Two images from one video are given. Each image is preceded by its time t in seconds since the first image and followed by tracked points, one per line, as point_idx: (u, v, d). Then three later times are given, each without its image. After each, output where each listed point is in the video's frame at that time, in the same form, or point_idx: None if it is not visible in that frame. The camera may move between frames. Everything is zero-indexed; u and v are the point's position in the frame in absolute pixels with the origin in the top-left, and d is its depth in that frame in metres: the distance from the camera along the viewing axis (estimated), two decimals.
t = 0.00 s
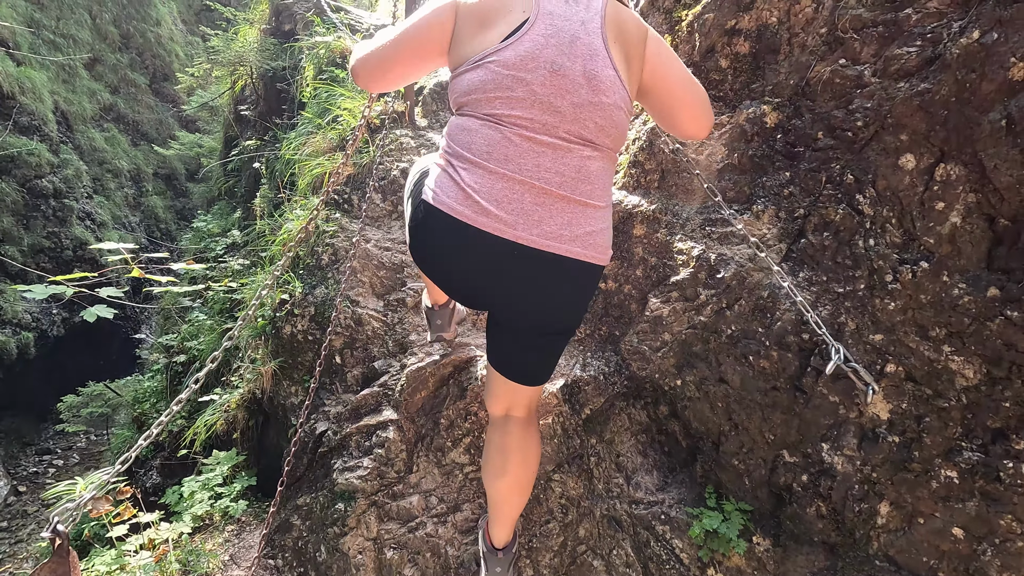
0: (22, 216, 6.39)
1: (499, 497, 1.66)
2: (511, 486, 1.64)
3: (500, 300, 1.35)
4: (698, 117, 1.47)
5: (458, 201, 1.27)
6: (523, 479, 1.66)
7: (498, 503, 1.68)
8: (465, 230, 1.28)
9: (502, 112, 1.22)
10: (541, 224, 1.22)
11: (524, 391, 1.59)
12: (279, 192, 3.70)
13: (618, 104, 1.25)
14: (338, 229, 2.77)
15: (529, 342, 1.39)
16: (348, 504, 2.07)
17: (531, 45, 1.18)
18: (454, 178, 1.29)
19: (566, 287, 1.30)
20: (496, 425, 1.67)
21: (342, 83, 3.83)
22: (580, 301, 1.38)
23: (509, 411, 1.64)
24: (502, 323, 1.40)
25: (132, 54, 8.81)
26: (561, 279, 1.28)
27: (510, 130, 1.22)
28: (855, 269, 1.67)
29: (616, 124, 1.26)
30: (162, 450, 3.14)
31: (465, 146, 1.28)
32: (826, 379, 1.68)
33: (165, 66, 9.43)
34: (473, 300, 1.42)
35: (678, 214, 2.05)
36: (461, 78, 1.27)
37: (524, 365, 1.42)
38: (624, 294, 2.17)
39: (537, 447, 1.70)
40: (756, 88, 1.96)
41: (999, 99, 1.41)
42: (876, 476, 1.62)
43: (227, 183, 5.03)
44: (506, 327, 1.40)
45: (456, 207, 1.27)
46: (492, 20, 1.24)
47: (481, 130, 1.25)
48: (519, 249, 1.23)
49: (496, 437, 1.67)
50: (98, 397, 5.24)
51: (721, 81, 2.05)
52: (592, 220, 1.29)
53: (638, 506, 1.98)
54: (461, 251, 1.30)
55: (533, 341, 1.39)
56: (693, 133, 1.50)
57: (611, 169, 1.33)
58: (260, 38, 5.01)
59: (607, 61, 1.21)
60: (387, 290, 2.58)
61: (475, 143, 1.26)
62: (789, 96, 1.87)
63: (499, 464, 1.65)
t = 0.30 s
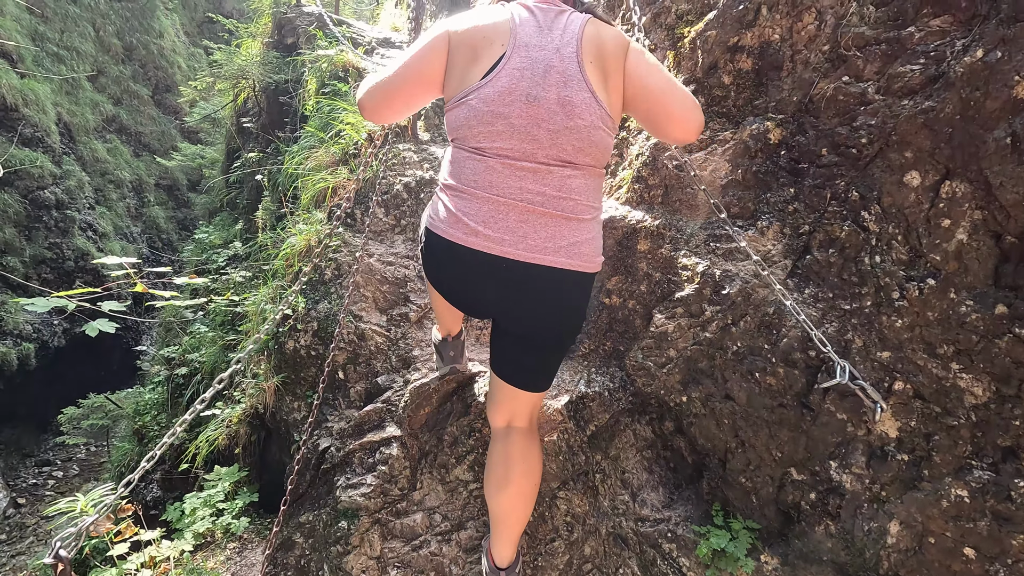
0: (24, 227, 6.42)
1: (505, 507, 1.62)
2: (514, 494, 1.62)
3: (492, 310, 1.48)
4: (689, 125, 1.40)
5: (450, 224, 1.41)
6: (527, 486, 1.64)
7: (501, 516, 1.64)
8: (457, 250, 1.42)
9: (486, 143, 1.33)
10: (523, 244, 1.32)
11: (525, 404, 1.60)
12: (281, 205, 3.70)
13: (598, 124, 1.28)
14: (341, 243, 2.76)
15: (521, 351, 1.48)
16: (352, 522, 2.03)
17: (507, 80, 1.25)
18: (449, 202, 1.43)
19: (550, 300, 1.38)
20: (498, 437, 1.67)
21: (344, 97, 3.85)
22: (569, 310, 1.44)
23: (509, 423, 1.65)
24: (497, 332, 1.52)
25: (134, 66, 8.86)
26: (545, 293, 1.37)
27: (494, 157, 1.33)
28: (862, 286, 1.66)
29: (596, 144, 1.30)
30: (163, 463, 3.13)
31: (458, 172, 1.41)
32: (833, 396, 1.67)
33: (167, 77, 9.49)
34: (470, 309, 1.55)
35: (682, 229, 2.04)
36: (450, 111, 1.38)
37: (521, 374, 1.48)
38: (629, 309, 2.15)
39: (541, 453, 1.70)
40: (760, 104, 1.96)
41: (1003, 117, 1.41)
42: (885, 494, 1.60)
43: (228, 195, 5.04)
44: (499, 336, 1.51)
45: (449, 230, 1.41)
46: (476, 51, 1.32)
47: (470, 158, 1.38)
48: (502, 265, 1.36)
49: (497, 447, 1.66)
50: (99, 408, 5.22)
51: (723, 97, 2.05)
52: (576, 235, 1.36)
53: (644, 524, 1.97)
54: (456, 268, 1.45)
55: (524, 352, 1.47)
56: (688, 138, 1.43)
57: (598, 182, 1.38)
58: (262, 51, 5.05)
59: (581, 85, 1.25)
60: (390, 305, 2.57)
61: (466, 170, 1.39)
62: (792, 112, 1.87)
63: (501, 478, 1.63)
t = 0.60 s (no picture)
0: (24, 238, 6.42)
1: (506, 512, 1.60)
2: (517, 499, 1.60)
3: (488, 307, 1.50)
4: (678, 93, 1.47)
5: (448, 223, 1.45)
6: (530, 487, 1.62)
7: (504, 520, 1.61)
8: (456, 247, 1.45)
9: (483, 146, 1.38)
10: (518, 241, 1.36)
11: (523, 406, 1.58)
12: (282, 216, 3.69)
13: (589, 126, 1.33)
14: (342, 255, 2.75)
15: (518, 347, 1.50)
16: (354, 538, 1.99)
17: (501, 87, 1.30)
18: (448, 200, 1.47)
19: (545, 297, 1.40)
20: (498, 441, 1.65)
21: (346, 108, 3.86)
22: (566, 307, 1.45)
23: (509, 426, 1.63)
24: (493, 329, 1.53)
25: (137, 78, 8.92)
26: (539, 290, 1.39)
27: (489, 159, 1.38)
28: (871, 298, 1.64)
29: (586, 145, 1.35)
30: (162, 476, 3.09)
31: (456, 173, 1.46)
32: (843, 409, 1.64)
33: (169, 89, 9.55)
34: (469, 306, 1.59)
35: (687, 240, 2.02)
36: (447, 115, 1.43)
37: (518, 373, 1.48)
38: (634, 320, 2.13)
39: (541, 454, 1.67)
40: (764, 115, 1.95)
41: (1012, 127, 1.39)
42: (897, 510, 1.56)
43: (229, 206, 5.04)
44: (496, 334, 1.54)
45: (447, 227, 1.45)
46: (470, 58, 1.34)
47: (467, 159, 1.43)
48: (498, 262, 1.39)
49: (499, 450, 1.64)
50: (97, 420, 5.19)
51: (727, 108, 2.04)
52: (569, 232, 1.39)
53: (651, 540, 1.92)
54: (454, 264, 1.48)
55: (522, 349, 1.46)
56: (682, 97, 1.48)
57: (589, 181, 1.43)
58: (265, 63, 5.08)
59: (572, 91, 1.29)
60: (392, 317, 2.55)
61: (463, 170, 1.44)
62: (797, 123, 1.86)
63: (504, 481, 1.61)
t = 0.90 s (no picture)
0: (24, 249, 6.42)
1: (507, 524, 1.57)
2: (519, 511, 1.56)
3: (485, 315, 1.48)
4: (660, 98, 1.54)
5: (445, 230, 1.43)
6: (533, 499, 1.58)
7: (506, 533, 1.58)
8: (453, 254, 1.43)
9: (482, 154, 1.38)
10: (516, 248, 1.34)
11: (522, 417, 1.56)
12: (282, 226, 3.68)
13: (587, 138, 1.35)
14: (342, 265, 2.74)
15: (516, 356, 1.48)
16: (354, 553, 1.95)
17: (502, 96, 1.31)
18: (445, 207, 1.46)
19: (543, 305, 1.38)
20: (499, 453, 1.62)
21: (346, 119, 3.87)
22: (565, 316, 1.44)
23: (510, 440, 1.60)
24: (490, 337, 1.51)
25: (138, 89, 8.96)
26: (537, 298, 1.37)
27: (487, 167, 1.38)
28: (876, 308, 1.63)
29: (585, 156, 1.36)
30: (160, 488, 3.07)
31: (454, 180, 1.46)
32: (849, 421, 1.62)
33: (170, 99, 9.59)
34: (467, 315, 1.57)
35: (689, 250, 2.01)
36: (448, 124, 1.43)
37: (517, 383, 1.45)
38: (637, 330, 2.10)
39: (542, 467, 1.64)
40: (766, 124, 1.95)
41: (1016, 136, 1.39)
42: (906, 523, 1.53)
43: (229, 216, 5.03)
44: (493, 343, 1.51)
45: (444, 235, 1.44)
46: (472, 69, 1.36)
47: (466, 167, 1.42)
48: (496, 269, 1.37)
49: (502, 461, 1.61)
50: (95, 431, 5.16)
51: (729, 118, 2.03)
52: (567, 241, 1.38)
53: (655, 554, 1.88)
54: (451, 272, 1.46)
55: (520, 358, 1.43)
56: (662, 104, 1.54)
57: (586, 192, 1.43)
58: (265, 74, 5.10)
59: (573, 103, 1.31)
60: (392, 328, 2.54)
61: (461, 179, 1.43)
62: (799, 132, 1.86)
63: (505, 493, 1.58)
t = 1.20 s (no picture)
0: (24, 260, 6.42)
1: (508, 536, 1.55)
2: (521, 525, 1.54)
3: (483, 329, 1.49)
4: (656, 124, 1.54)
5: (443, 245, 1.44)
6: (534, 512, 1.56)
7: (506, 546, 1.56)
8: (451, 269, 1.43)
9: (476, 169, 1.40)
10: (510, 261, 1.34)
11: (523, 431, 1.54)
12: (284, 239, 3.69)
13: (578, 151, 1.35)
14: (345, 279, 2.74)
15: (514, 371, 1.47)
16: (357, 572, 1.92)
17: (492, 112, 1.34)
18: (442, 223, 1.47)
19: (539, 317, 1.36)
20: (502, 466, 1.61)
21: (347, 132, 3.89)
22: (562, 330, 1.42)
23: (514, 452, 1.58)
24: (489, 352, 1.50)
25: (139, 100, 9.00)
26: (532, 311, 1.36)
27: (482, 182, 1.39)
28: (881, 323, 1.62)
29: (577, 169, 1.37)
30: (160, 502, 3.04)
31: (451, 196, 1.47)
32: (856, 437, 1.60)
33: (171, 110, 9.63)
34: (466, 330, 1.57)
35: (693, 264, 2.01)
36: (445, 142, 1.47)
37: (513, 394, 1.44)
38: (641, 345, 2.10)
39: (546, 480, 1.62)
40: (768, 140, 1.96)
41: (1018, 152, 1.40)
42: (915, 540, 1.52)
43: (230, 227, 5.03)
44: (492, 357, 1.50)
45: (442, 250, 1.44)
46: (468, 88, 1.42)
47: (462, 183, 1.44)
48: (492, 282, 1.36)
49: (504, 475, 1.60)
50: (95, 444, 5.14)
51: (731, 133, 2.04)
52: (562, 253, 1.37)
53: (661, 571, 1.86)
54: (449, 286, 1.47)
55: (515, 370, 1.43)
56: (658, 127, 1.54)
57: (581, 206, 1.43)
58: (267, 87, 5.13)
59: (562, 117, 1.32)
60: (395, 342, 2.53)
61: (457, 195, 1.45)
62: (802, 147, 1.87)
63: (505, 507, 1.56)
